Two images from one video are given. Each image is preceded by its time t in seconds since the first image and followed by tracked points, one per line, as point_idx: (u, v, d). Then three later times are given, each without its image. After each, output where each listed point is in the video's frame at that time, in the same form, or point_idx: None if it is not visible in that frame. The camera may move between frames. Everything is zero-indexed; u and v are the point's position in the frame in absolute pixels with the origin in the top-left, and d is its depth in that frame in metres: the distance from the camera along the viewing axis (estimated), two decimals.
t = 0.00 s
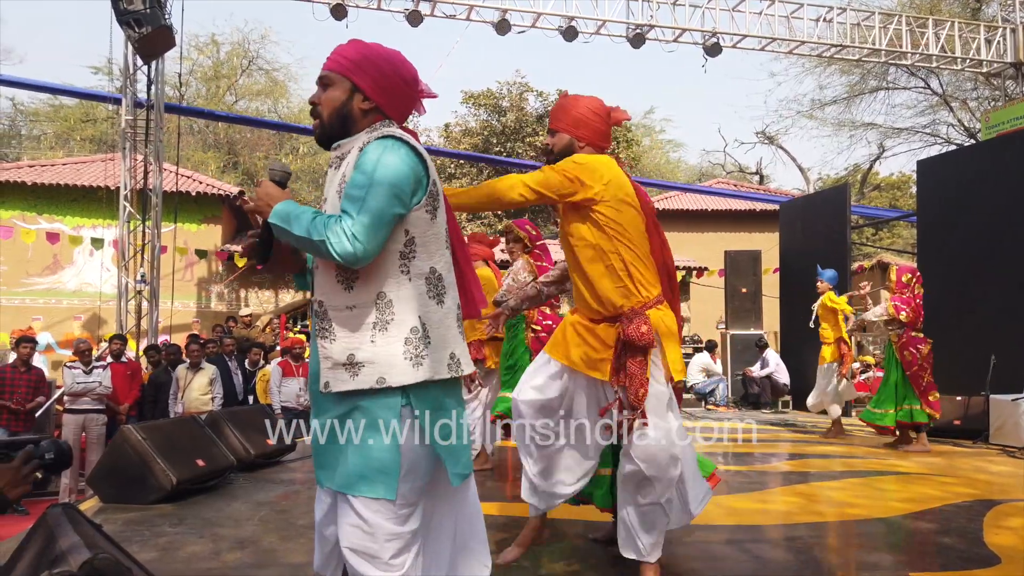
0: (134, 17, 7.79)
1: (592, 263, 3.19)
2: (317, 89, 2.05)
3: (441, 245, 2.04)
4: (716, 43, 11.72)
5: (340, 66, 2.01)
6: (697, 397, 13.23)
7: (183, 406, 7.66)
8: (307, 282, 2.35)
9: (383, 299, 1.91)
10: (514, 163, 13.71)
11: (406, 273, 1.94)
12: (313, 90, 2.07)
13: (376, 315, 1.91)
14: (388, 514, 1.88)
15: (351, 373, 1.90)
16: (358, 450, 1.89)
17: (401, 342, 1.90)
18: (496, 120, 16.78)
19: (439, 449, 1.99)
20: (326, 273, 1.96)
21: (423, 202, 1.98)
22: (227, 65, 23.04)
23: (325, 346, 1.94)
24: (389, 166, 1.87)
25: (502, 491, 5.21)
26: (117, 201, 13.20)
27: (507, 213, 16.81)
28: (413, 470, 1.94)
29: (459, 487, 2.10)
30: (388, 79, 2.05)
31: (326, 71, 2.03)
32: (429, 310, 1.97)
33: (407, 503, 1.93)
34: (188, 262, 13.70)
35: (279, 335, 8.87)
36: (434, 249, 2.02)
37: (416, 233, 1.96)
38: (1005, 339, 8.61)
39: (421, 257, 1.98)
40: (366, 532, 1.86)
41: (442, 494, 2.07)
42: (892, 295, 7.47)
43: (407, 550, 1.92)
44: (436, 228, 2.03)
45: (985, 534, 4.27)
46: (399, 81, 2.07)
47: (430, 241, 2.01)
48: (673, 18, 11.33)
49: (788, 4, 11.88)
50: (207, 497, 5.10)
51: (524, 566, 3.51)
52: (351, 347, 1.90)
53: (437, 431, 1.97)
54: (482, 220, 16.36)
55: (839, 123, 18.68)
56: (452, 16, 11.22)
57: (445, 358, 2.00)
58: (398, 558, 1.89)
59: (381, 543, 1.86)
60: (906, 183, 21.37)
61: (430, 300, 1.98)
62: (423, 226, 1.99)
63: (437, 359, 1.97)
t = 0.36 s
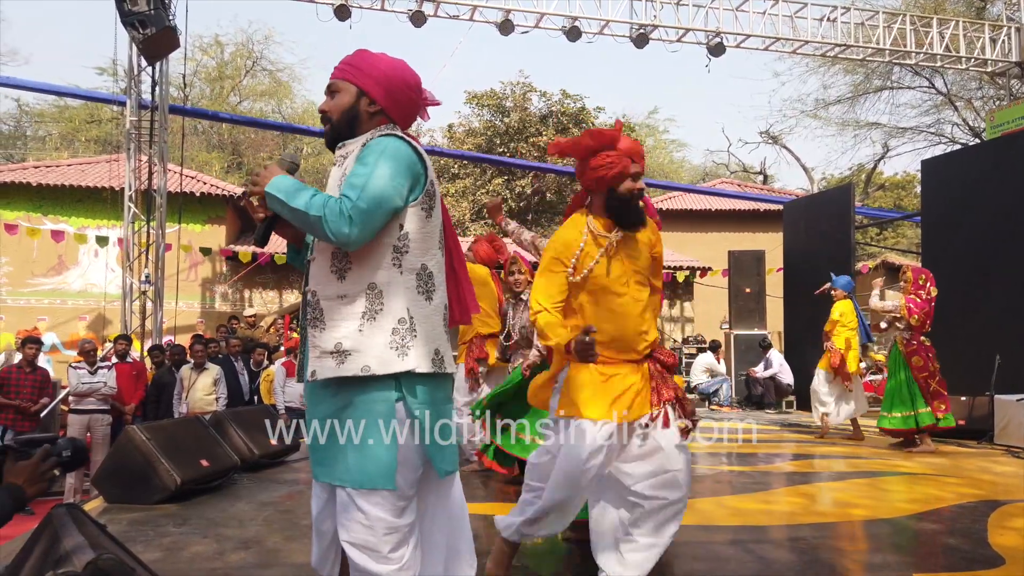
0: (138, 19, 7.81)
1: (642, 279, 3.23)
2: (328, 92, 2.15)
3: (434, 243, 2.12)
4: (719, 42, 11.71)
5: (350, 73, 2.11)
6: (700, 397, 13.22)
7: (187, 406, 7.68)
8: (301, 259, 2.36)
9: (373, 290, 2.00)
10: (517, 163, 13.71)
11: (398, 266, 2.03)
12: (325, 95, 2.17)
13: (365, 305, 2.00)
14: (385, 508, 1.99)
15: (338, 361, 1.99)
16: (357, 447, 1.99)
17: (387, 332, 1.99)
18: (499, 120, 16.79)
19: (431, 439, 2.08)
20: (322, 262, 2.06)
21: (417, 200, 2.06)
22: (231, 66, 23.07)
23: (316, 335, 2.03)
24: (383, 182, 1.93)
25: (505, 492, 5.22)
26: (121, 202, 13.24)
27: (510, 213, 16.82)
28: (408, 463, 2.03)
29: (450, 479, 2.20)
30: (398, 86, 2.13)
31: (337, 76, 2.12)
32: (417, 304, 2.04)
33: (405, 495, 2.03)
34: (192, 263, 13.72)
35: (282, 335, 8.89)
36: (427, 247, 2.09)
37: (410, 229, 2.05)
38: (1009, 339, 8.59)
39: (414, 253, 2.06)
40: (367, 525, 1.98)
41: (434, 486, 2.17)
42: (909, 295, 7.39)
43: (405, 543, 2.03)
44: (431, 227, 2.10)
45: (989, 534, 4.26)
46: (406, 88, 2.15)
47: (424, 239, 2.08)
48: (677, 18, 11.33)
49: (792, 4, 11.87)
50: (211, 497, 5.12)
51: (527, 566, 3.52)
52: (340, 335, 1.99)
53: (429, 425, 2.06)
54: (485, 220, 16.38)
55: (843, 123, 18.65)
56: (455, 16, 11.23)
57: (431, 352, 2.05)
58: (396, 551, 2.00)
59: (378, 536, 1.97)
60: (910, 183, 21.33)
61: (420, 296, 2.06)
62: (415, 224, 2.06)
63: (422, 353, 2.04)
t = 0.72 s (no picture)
0: (141, 20, 7.81)
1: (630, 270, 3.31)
2: (296, 110, 2.26)
3: (409, 237, 2.23)
4: (721, 42, 11.70)
5: (313, 89, 2.22)
6: (703, 397, 13.21)
7: (190, 406, 7.69)
8: (284, 258, 2.54)
9: (351, 284, 2.12)
10: (519, 164, 13.71)
11: (374, 261, 2.14)
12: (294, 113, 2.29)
13: (345, 299, 2.12)
14: (380, 492, 2.11)
15: (326, 355, 2.12)
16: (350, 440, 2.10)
17: (368, 323, 2.12)
18: (501, 120, 16.78)
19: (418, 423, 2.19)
20: (303, 264, 2.19)
21: (387, 197, 2.18)
22: (233, 66, 23.08)
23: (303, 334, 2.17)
24: (349, 183, 2.03)
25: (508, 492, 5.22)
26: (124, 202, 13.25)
27: (512, 213, 16.82)
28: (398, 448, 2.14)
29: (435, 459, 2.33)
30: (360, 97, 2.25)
31: (301, 94, 2.23)
32: (395, 294, 2.15)
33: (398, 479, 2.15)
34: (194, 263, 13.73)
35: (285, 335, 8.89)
36: (401, 241, 2.21)
37: (383, 225, 2.17)
38: (1012, 339, 8.58)
39: (388, 246, 2.17)
40: (366, 510, 2.09)
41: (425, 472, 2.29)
42: (910, 294, 7.37)
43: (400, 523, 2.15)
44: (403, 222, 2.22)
45: (993, 535, 4.26)
46: (367, 96, 2.26)
47: (397, 234, 2.20)
48: (680, 18, 11.33)
49: (795, 4, 11.85)
50: (213, 497, 5.12)
51: (529, 567, 3.52)
52: (326, 331, 2.13)
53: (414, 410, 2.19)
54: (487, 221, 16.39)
55: (846, 123, 18.63)
56: (457, 16, 11.23)
57: (412, 340, 2.18)
58: (393, 532, 2.12)
59: (378, 521, 2.10)
60: (913, 182, 21.31)
61: (398, 287, 2.17)
62: (388, 219, 2.18)
63: (403, 339, 2.16)
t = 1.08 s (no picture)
0: (143, 20, 7.82)
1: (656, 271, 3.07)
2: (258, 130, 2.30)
3: (377, 237, 2.27)
4: (722, 43, 11.71)
5: (270, 107, 2.26)
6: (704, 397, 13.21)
7: (192, 406, 7.70)
8: (254, 260, 2.59)
9: (323, 287, 2.16)
10: (520, 164, 13.71)
11: (343, 263, 2.18)
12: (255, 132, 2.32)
13: (318, 301, 2.16)
14: (369, 475, 2.17)
15: (301, 355, 2.17)
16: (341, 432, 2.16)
17: (340, 323, 2.16)
18: (502, 121, 16.78)
19: (401, 411, 2.26)
20: (274, 271, 2.23)
21: (352, 200, 2.22)
22: (234, 66, 23.10)
23: (277, 337, 2.21)
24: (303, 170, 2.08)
25: (510, 492, 5.23)
26: (125, 202, 13.26)
27: (513, 213, 16.84)
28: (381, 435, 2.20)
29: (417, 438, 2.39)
30: (317, 109, 2.27)
31: (262, 114, 2.27)
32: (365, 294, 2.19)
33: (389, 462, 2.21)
34: (195, 264, 13.73)
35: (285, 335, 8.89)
36: (370, 242, 2.24)
37: (350, 228, 2.20)
38: (1013, 339, 8.58)
39: (357, 248, 2.21)
40: (359, 492, 2.16)
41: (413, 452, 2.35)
42: (909, 296, 7.35)
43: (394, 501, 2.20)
44: (371, 223, 2.26)
45: (996, 536, 4.26)
46: (327, 108, 2.29)
47: (366, 235, 2.23)
48: (681, 18, 11.33)
49: (796, 4, 11.85)
50: (215, 497, 5.13)
51: (532, 567, 3.52)
52: (298, 333, 2.17)
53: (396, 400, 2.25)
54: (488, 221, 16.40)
55: (846, 123, 18.62)
56: (459, 16, 11.23)
57: (384, 335, 2.21)
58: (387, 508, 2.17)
59: (371, 500, 2.15)
60: (913, 182, 21.32)
61: (368, 287, 2.21)
62: (354, 222, 2.21)
63: (375, 336, 2.20)
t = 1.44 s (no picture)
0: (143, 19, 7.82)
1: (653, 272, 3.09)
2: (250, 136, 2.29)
3: (367, 239, 2.27)
4: (722, 43, 11.71)
5: (261, 112, 2.25)
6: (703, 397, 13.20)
7: (191, 406, 7.69)
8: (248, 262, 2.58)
9: (314, 288, 2.16)
10: (520, 164, 13.70)
11: (332, 264, 2.19)
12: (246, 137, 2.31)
13: (308, 301, 2.16)
14: (365, 469, 2.17)
15: (293, 353, 2.17)
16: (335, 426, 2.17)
17: (328, 323, 2.16)
18: (502, 121, 16.78)
19: (393, 407, 2.26)
20: (264, 271, 2.22)
21: (342, 202, 2.22)
22: (233, 65, 23.09)
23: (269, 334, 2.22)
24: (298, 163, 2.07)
25: (512, 492, 5.22)
26: (125, 202, 13.25)
27: (513, 213, 16.85)
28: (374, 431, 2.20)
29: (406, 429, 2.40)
30: (308, 115, 2.26)
31: (254, 119, 2.26)
32: (354, 295, 2.20)
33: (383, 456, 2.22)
34: (195, 264, 13.72)
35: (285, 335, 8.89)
36: (360, 244, 2.25)
37: (339, 230, 2.21)
38: (1013, 339, 8.59)
39: (347, 249, 2.22)
40: (355, 486, 2.16)
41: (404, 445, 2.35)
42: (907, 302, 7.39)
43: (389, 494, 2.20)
44: (361, 226, 2.26)
45: (997, 536, 4.26)
46: (318, 115, 2.28)
47: (356, 237, 2.24)
48: (681, 19, 11.34)
49: (796, 4, 11.85)
50: (216, 497, 5.12)
51: (535, 568, 3.52)
52: (289, 331, 2.18)
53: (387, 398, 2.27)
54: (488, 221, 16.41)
55: (846, 123, 18.62)
56: (459, 16, 11.23)
57: (373, 336, 2.23)
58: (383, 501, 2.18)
59: (368, 493, 2.16)
60: (912, 182, 21.34)
61: (358, 288, 2.21)
62: (345, 225, 2.22)
63: (365, 336, 2.21)
